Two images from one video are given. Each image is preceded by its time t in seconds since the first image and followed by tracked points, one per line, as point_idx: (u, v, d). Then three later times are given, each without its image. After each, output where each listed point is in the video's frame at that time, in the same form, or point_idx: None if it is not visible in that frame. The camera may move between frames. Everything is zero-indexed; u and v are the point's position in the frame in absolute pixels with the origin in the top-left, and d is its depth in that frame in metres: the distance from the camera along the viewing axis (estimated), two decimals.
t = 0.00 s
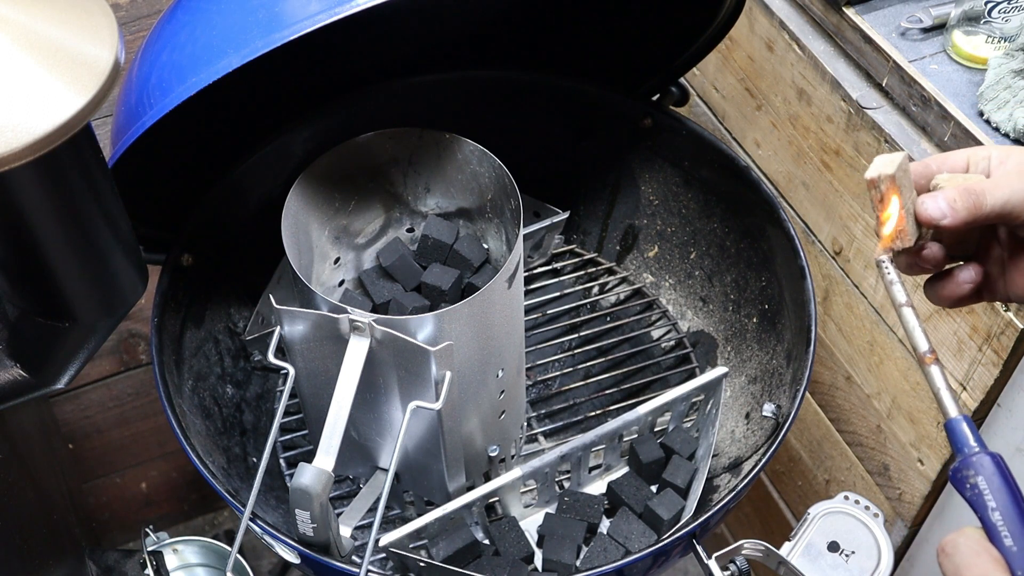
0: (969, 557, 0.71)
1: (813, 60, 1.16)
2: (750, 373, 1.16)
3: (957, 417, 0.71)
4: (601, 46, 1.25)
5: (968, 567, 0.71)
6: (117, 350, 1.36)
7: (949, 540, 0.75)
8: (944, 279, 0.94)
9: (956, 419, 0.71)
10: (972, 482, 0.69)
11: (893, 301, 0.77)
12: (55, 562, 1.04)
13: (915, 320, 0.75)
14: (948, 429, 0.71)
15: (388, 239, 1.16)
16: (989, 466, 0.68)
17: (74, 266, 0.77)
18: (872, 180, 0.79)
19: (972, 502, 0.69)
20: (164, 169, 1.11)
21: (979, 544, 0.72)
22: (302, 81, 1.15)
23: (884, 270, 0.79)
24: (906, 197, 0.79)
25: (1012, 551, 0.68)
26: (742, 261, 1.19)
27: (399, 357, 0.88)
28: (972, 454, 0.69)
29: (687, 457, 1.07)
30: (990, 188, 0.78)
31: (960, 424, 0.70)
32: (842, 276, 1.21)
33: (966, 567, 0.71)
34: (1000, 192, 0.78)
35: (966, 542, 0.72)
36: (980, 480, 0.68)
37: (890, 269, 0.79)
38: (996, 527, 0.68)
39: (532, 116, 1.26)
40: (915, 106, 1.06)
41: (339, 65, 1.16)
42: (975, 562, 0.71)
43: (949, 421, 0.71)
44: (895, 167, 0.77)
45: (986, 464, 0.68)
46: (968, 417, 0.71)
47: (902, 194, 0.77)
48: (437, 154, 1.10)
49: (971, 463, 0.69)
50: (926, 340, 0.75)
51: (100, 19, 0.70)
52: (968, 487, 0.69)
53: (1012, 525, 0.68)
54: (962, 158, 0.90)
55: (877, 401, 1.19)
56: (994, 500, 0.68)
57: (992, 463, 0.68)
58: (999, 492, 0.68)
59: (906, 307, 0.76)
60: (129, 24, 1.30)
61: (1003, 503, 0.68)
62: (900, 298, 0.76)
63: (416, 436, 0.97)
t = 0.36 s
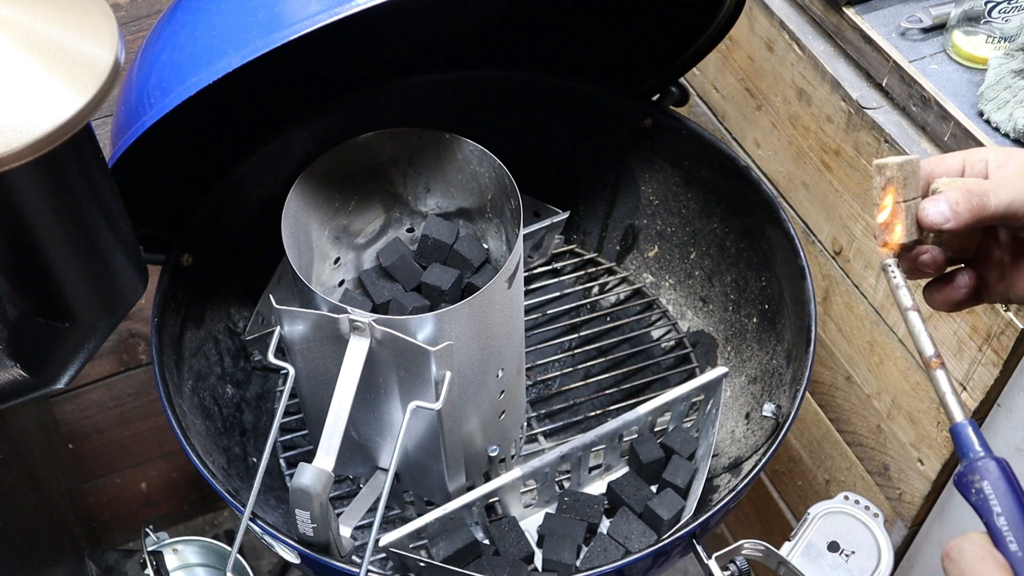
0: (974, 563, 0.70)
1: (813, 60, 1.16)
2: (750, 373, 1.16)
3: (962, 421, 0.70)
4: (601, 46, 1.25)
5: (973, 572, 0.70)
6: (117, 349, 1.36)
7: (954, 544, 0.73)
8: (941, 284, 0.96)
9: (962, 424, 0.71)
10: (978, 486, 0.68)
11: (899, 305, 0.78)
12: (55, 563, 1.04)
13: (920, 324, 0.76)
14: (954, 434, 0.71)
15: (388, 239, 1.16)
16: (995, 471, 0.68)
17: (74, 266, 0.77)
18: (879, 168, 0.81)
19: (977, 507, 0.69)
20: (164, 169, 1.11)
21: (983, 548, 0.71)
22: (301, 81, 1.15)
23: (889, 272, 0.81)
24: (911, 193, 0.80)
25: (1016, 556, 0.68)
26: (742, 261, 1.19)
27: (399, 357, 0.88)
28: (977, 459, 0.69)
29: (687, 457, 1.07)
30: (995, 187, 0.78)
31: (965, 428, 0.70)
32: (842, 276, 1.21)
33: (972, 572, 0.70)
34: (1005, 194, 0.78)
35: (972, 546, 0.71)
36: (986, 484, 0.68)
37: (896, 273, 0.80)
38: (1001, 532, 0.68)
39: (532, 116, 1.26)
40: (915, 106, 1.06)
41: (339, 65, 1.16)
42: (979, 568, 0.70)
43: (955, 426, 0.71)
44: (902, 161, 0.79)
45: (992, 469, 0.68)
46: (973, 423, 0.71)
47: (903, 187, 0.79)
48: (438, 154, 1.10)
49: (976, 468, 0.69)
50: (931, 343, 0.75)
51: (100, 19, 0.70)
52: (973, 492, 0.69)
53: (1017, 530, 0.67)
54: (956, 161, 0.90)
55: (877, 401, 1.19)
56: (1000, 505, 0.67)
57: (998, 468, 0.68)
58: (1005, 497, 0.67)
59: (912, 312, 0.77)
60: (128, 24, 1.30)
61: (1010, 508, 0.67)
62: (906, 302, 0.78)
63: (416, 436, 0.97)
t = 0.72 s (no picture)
0: (978, 563, 0.70)
1: (813, 60, 1.16)
2: (750, 373, 1.16)
3: (967, 418, 0.70)
4: (601, 46, 1.25)
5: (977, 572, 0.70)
6: (117, 349, 1.36)
7: (959, 543, 0.73)
8: (943, 293, 0.96)
9: (966, 422, 0.71)
10: (982, 485, 0.68)
11: (904, 301, 0.78)
12: (55, 563, 1.04)
13: (925, 320, 0.76)
14: (958, 432, 0.71)
15: (388, 239, 1.16)
16: (999, 468, 0.68)
17: (74, 266, 0.77)
18: (892, 171, 0.82)
19: (981, 504, 0.68)
20: (164, 169, 1.11)
21: (987, 547, 0.71)
22: (301, 81, 1.15)
23: (893, 267, 0.80)
24: (922, 197, 0.80)
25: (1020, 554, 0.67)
26: (742, 261, 1.19)
27: (399, 357, 0.88)
28: (981, 457, 0.69)
29: (687, 457, 1.07)
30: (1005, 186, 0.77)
31: (969, 425, 0.70)
32: (842, 276, 1.21)
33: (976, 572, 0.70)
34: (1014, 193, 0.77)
35: (976, 545, 0.71)
36: (991, 481, 0.68)
37: (901, 268, 0.80)
38: (1006, 531, 0.68)
39: (532, 116, 1.26)
40: (915, 106, 1.06)
41: (339, 65, 1.16)
42: (984, 568, 0.70)
43: (958, 423, 0.71)
44: (916, 166, 0.80)
45: (996, 466, 0.68)
46: (977, 420, 0.71)
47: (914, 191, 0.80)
48: (438, 154, 1.10)
49: (981, 466, 0.68)
50: (936, 340, 0.75)
51: (100, 19, 0.70)
52: (977, 490, 0.68)
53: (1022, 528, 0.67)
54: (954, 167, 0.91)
55: (877, 401, 1.19)
56: (1004, 502, 0.67)
57: (1002, 466, 0.68)
58: (1009, 495, 0.67)
59: (915, 308, 0.77)
60: (129, 24, 1.30)
61: (1014, 506, 0.67)
62: (911, 299, 0.78)
63: (416, 436, 0.97)
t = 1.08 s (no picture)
0: (984, 566, 0.70)
1: (813, 60, 1.16)
2: (750, 373, 1.16)
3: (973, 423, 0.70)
4: (601, 46, 1.25)
5: None
6: (117, 349, 1.36)
7: (965, 546, 0.73)
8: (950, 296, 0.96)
9: (973, 426, 0.70)
10: (989, 489, 0.68)
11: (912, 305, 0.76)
12: (55, 563, 1.04)
13: (934, 324, 0.74)
14: (965, 436, 0.71)
15: (388, 239, 1.16)
16: (1005, 473, 0.68)
17: (74, 266, 0.77)
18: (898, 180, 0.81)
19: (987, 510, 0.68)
20: (164, 169, 1.11)
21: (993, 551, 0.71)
22: (301, 81, 1.15)
23: (901, 273, 0.78)
24: (929, 208, 0.79)
25: None
26: (742, 261, 1.19)
27: (399, 357, 0.88)
28: (988, 462, 0.69)
29: (687, 457, 1.07)
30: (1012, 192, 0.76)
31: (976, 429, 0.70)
32: (842, 276, 1.21)
33: None
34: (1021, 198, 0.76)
35: (983, 549, 0.71)
36: (997, 487, 0.68)
37: (910, 272, 0.78)
38: (1012, 535, 0.67)
39: (532, 116, 1.26)
40: (915, 106, 1.06)
41: (338, 65, 1.16)
42: (991, 571, 0.70)
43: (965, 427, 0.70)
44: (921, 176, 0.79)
45: (1003, 471, 0.68)
46: (984, 424, 0.71)
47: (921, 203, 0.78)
48: (438, 154, 1.10)
49: (987, 471, 0.68)
50: (944, 345, 0.73)
51: (100, 19, 0.70)
52: (983, 494, 0.68)
53: None
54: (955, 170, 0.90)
55: (877, 401, 1.19)
56: (1010, 507, 0.67)
57: (1009, 470, 0.68)
58: (1016, 500, 0.67)
59: (924, 311, 0.76)
60: (129, 24, 1.30)
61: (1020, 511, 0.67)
62: (919, 302, 0.76)
63: (416, 436, 0.97)
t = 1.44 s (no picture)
0: (976, 572, 0.69)
1: (813, 60, 1.16)
2: (750, 373, 1.16)
3: (965, 430, 0.71)
4: (601, 45, 1.25)
5: None
6: (117, 350, 1.36)
7: (956, 553, 0.72)
8: (949, 296, 0.96)
9: (964, 433, 0.71)
10: (980, 495, 0.68)
11: (902, 314, 0.78)
12: (55, 563, 1.04)
13: (922, 333, 0.76)
14: (957, 444, 0.71)
15: (388, 239, 1.16)
16: (997, 480, 0.68)
17: (74, 266, 0.77)
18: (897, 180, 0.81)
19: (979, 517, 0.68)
20: (164, 169, 1.11)
21: (985, 557, 0.70)
22: (301, 81, 1.15)
23: (891, 280, 0.81)
24: (928, 204, 0.79)
25: (1019, 566, 0.67)
26: (742, 261, 1.19)
27: (399, 357, 0.88)
28: (980, 468, 0.69)
29: (687, 457, 1.07)
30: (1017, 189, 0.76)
31: (967, 437, 0.70)
32: (842, 276, 1.21)
33: None
34: None
35: (974, 556, 0.70)
36: (989, 493, 0.68)
37: (899, 281, 0.81)
38: (1004, 543, 0.68)
39: (532, 116, 1.26)
40: (915, 106, 1.06)
41: (338, 65, 1.16)
42: None
43: (956, 435, 0.71)
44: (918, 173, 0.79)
45: (993, 478, 0.68)
46: (975, 431, 0.71)
47: (917, 199, 0.79)
48: (438, 154, 1.10)
49: (979, 477, 0.69)
50: (934, 353, 0.75)
51: (100, 19, 0.70)
52: (975, 501, 0.68)
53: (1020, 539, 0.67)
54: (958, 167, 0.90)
55: (877, 401, 1.19)
56: (1002, 514, 0.67)
57: (1000, 477, 0.68)
58: (1008, 507, 0.67)
59: (913, 321, 0.77)
60: (129, 24, 1.30)
61: (1012, 518, 0.67)
62: (908, 312, 0.78)
63: (416, 436, 0.97)
